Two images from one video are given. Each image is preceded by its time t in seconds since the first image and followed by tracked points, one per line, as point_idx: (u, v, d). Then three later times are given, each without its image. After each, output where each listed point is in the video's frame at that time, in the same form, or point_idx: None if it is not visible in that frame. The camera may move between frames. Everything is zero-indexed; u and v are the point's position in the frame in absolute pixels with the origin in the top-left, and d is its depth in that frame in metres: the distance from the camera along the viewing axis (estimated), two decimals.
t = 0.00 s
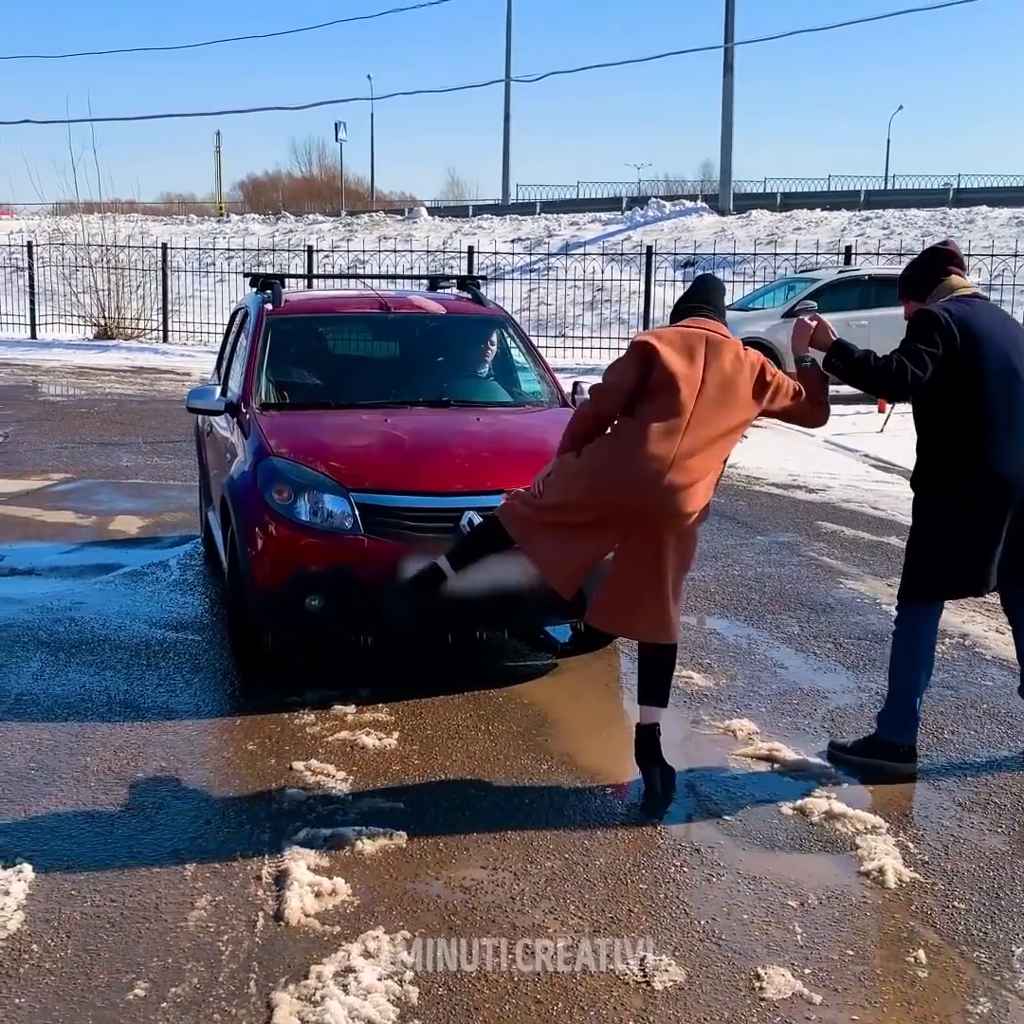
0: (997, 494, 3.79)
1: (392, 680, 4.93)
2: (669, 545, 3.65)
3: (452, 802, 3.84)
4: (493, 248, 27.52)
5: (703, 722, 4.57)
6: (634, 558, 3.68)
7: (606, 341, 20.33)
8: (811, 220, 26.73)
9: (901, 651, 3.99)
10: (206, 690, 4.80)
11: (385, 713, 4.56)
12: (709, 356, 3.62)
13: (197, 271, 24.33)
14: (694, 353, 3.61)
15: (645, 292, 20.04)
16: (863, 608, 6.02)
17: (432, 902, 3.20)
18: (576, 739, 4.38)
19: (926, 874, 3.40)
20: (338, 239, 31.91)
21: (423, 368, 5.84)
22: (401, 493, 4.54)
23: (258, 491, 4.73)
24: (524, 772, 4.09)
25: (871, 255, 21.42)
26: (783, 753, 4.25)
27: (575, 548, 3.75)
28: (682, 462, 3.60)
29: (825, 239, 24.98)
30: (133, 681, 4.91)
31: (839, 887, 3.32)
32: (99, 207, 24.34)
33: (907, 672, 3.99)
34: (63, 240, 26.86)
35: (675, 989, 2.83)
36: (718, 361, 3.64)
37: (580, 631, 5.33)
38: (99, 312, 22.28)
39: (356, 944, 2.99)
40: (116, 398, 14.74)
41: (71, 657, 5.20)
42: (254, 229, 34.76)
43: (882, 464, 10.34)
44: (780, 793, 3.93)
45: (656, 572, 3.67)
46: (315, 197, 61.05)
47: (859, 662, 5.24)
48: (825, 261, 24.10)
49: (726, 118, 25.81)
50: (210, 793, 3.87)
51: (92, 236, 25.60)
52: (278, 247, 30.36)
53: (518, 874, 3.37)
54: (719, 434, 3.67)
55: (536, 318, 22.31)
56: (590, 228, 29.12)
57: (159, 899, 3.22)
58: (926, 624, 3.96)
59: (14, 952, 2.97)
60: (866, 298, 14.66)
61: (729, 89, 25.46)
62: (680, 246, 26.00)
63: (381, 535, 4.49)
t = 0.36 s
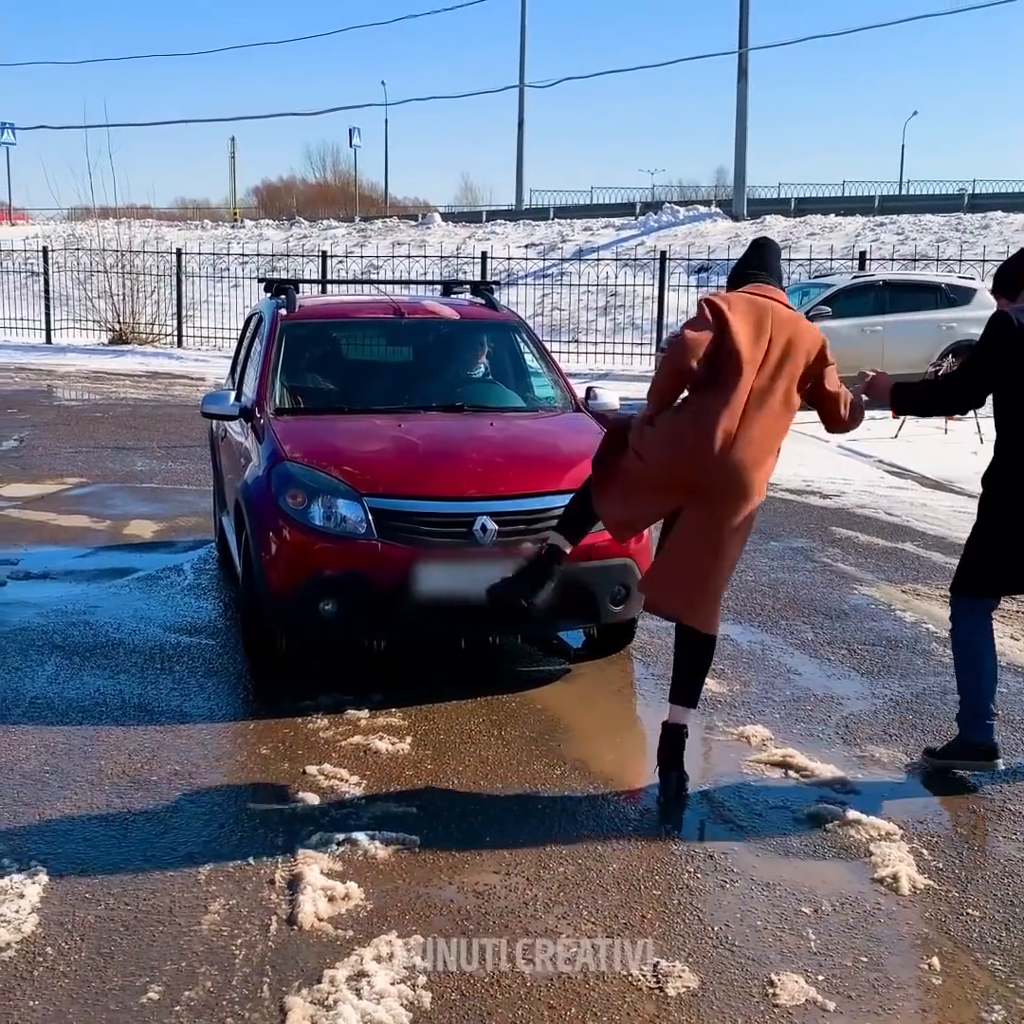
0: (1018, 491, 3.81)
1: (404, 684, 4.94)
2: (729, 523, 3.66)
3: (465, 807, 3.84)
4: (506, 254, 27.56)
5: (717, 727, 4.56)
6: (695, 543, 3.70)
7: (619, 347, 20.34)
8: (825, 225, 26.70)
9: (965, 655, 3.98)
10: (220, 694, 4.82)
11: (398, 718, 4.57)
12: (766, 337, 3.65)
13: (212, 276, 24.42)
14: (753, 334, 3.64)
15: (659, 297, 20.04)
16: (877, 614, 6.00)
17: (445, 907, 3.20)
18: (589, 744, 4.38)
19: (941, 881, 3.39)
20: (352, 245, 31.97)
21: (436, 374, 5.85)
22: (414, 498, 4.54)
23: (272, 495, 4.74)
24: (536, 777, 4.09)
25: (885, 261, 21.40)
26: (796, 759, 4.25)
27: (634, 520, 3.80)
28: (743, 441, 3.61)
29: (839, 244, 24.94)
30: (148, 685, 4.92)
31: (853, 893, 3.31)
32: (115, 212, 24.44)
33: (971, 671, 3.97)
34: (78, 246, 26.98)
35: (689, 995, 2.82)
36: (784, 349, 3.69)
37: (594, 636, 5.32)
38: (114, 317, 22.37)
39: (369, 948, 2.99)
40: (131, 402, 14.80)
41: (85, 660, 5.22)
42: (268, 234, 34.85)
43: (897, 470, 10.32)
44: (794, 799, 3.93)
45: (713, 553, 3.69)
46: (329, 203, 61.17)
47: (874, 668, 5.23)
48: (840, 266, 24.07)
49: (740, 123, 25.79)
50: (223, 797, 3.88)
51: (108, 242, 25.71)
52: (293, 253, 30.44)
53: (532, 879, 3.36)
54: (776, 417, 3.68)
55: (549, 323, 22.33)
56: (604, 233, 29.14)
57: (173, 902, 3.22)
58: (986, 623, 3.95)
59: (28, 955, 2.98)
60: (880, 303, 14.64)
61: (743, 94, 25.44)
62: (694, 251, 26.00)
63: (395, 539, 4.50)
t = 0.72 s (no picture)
0: None
1: (415, 686, 4.95)
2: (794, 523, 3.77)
3: (476, 809, 3.84)
4: (520, 258, 27.59)
5: (731, 732, 4.55)
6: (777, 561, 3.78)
7: (632, 351, 20.35)
8: (839, 228, 26.66)
9: (1006, 675, 3.92)
10: (233, 695, 4.83)
11: (410, 720, 4.57)
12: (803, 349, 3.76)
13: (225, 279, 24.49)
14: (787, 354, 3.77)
15: (671, 301, 20.03)
16: (890, 619, 5.99)
17: (457, 909, 3.21)
18: (601, 747, 4.38)
19: (953, 886, 3.38)
20: (366, 247, 32.02)
21: (448, 376, 5.86)
22: (426, 500, 4.55)
23: (285, 498, 4.76)
24: (548, 780, 4.09)
25: (899, 265, 21.37)
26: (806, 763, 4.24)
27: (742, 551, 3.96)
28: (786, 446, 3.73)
29: (852, 248, 24.90)
30: (161, 686, 4.94)
31: (864, 898, 3.30)
32: (129, 216, 24.53)
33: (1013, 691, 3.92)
34: (93, 249, 27.08)
35: (700, 999, 2.82)
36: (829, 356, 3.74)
37: (606, 640, 5.33)
38: (128, 320, 22.46)
39: (381, 950, 3.00)
40: (145, 406, 14.86)
41: (99, 662, 5.23)
42: (282, 237, 34.94)
43: (910, 474, 10.30)
44: (806, 803, 3.92)
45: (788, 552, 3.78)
46: (344, 206, 61.27)
47: (886, 672, 5.22)
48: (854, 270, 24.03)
49: (753, 126, 25.76)
50: (236, 798, 3.89)
51: (122, 245, 25.81)
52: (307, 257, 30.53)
53: (544, 882, 3.36)
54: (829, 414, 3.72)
55: (562, 327, 22.34)
56: (616, 237, 29.14)
57: (186, 902, 3.23)
58: None
59: (41, 954, 2.99)
60: (893, 307, 14.61)
61: (756, 98, 25.41)
62: (707, 255, 25.99)
63: (406, 542, 4.50)
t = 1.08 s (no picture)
0: None
1: (427, 688, 4.95)
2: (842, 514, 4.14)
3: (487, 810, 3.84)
4: (532, 259, 27.61)
5: (743, 735, 4.54)
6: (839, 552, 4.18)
7: (644, 352, 20.34)
8: (852, 230, 26.64)
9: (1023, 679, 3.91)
10: (244, 696, 4.84)
11: (421, 722, 4.58)
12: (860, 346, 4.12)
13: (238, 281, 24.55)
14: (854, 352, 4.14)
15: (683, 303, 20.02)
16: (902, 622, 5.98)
17: (468, 909, 3.21)
18: (612, 749, 4.38)
19: (964, 889, 3.37)
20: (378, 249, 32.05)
21: (460, 378, 5.86)
22: (438, 502, 4.56)
23: (297, 499, 4.77)
24: (559, 782, 4.08)
25: (911, 267, 21.33)
26: (818, 766, 4.23)
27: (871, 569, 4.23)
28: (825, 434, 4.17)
29: (865, 250, 24.87)
30: (173, 687, 4.95)
31: (875, 901, 3.30)
32: (142, 217, 24.60)
33: None
34: (105, 250, 27.17)
35: (711, 1001, 2.82)
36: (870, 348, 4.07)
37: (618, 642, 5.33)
38: (141, 322, 22.53)
39: (392, 950, 3.00)
40: (157, 406, 14.91)
41: (111, 662, 5.25)
42: (294, 238, 35.00)
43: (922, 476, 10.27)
44: (817, 805, 3.92)
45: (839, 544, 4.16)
46: (356, 208, 61.33)
47: (898, 675, 5.22)
48: (866, 272, 24.00)
49: (766, 127, 25.74)
50: (248, 798, 3.90)
51: (135, 246, 25.88)
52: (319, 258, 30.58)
53: (554, 883, 3.36)
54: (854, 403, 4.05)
55: (573, 329, 22.35)
56: (628, 238, 29.14)
57: (197, 902, 3.24)
58: None
59: (53, 953, 3.00)
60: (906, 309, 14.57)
61: (769, 99, 25.39)
62: (719, 257, 25.99)
63: (418, 543, 4.51)
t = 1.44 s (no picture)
0: None
1: (436, 686, 4.96)
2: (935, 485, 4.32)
3: (496, 809, 3.84)
4: (541, 259, 27.60)
5: (752, 735, 4.53)
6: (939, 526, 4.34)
7: (654, 352, 20.33)
8: (863, 230, 26.59)
9: None
10: (253, 694, 4.84)
11: (430, 720, 4.57)
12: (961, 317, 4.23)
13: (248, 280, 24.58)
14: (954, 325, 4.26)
15: (693, 303, 20.01)
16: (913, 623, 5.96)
17: (476, 909, 3.21)
18: (621, 749, 4.38)
19: (974, 890, 3.37)
20: (387, 248, 32.04)
21: (469, 377, 5.86)
22: (447, 500, 4.56)
23: (307, 497, 4.77)
24: (568, 781, 4.08)
25: (922, 267, 21.29)
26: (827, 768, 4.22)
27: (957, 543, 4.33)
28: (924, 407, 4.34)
29: (876, 250, 24.83)
30: (182, 684, 4.96)
31: (886, 902, 3.29)
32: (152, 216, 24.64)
33: None
34: (116, 248, 27.22)
35: (719, 1001, 2.82)
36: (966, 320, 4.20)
37: (627, 641, 5.33)
38: (151, 320, 22.57)
39: (400, 949, 3.00)
40: (166, 404, 14.94)
41: (120, 660, 5.25)
42: (303, 237, 35.05)
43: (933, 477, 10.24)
44: (827, 806, 3.91)
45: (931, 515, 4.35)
46: (366, 207, 61.42)
47: (908, 676, 5.21)
48: (877, 272, 23.96)
49: (776, 127, 25.70)
50: (256, 796, 3.91)
51: (146, 245, 25.93)
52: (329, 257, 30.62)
53: (562, 883, 3.36)
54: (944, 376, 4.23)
55: (583, 328, 22.34)
56: (638, 238, 29.11)
57: (205, 900, 3.24)
58: None
59: (62, 949, 3.01)
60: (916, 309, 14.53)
61: (779, 99, 25.35)
62: (729, 257, 25.96)
63: (428, 542, 4.51)
